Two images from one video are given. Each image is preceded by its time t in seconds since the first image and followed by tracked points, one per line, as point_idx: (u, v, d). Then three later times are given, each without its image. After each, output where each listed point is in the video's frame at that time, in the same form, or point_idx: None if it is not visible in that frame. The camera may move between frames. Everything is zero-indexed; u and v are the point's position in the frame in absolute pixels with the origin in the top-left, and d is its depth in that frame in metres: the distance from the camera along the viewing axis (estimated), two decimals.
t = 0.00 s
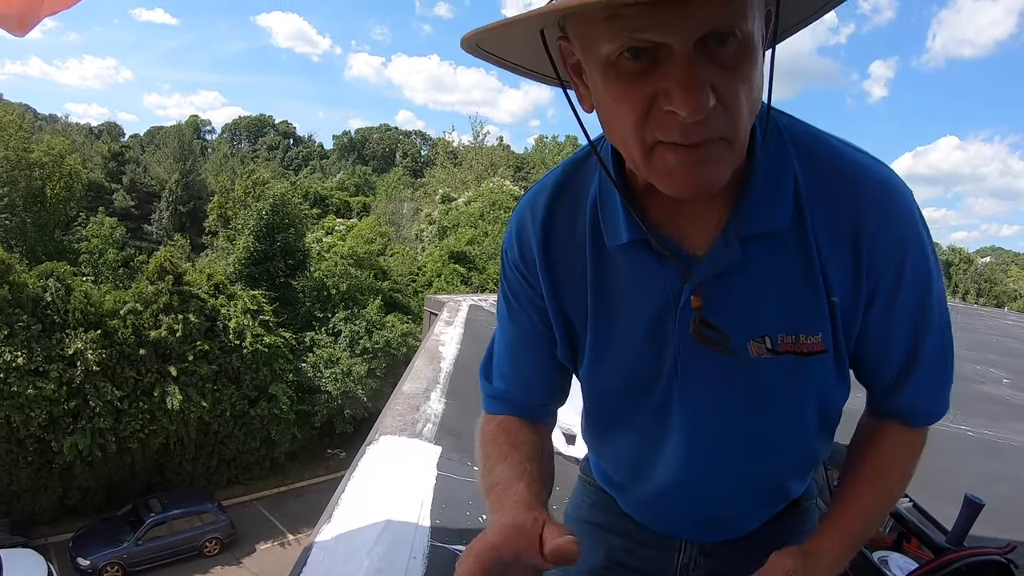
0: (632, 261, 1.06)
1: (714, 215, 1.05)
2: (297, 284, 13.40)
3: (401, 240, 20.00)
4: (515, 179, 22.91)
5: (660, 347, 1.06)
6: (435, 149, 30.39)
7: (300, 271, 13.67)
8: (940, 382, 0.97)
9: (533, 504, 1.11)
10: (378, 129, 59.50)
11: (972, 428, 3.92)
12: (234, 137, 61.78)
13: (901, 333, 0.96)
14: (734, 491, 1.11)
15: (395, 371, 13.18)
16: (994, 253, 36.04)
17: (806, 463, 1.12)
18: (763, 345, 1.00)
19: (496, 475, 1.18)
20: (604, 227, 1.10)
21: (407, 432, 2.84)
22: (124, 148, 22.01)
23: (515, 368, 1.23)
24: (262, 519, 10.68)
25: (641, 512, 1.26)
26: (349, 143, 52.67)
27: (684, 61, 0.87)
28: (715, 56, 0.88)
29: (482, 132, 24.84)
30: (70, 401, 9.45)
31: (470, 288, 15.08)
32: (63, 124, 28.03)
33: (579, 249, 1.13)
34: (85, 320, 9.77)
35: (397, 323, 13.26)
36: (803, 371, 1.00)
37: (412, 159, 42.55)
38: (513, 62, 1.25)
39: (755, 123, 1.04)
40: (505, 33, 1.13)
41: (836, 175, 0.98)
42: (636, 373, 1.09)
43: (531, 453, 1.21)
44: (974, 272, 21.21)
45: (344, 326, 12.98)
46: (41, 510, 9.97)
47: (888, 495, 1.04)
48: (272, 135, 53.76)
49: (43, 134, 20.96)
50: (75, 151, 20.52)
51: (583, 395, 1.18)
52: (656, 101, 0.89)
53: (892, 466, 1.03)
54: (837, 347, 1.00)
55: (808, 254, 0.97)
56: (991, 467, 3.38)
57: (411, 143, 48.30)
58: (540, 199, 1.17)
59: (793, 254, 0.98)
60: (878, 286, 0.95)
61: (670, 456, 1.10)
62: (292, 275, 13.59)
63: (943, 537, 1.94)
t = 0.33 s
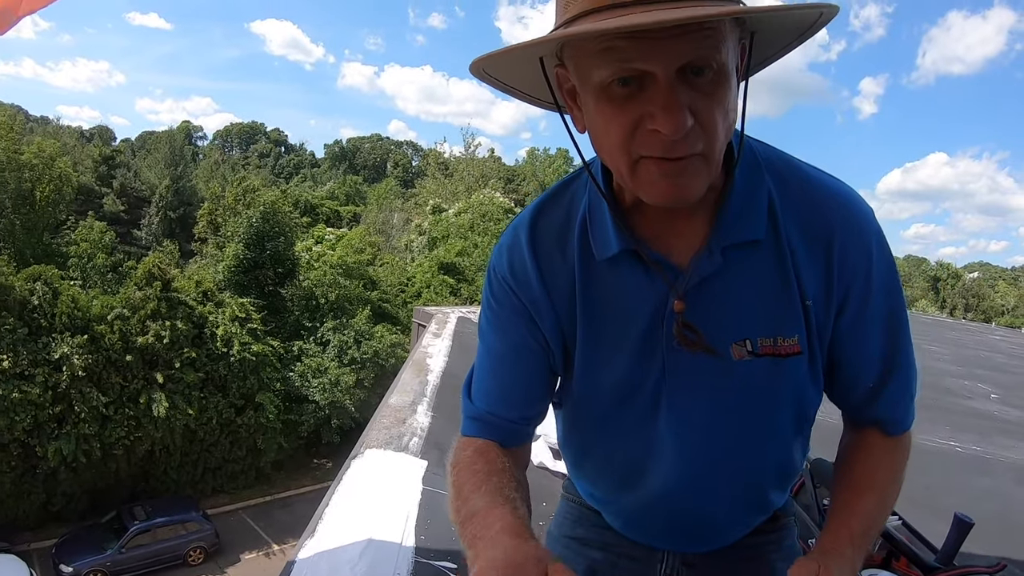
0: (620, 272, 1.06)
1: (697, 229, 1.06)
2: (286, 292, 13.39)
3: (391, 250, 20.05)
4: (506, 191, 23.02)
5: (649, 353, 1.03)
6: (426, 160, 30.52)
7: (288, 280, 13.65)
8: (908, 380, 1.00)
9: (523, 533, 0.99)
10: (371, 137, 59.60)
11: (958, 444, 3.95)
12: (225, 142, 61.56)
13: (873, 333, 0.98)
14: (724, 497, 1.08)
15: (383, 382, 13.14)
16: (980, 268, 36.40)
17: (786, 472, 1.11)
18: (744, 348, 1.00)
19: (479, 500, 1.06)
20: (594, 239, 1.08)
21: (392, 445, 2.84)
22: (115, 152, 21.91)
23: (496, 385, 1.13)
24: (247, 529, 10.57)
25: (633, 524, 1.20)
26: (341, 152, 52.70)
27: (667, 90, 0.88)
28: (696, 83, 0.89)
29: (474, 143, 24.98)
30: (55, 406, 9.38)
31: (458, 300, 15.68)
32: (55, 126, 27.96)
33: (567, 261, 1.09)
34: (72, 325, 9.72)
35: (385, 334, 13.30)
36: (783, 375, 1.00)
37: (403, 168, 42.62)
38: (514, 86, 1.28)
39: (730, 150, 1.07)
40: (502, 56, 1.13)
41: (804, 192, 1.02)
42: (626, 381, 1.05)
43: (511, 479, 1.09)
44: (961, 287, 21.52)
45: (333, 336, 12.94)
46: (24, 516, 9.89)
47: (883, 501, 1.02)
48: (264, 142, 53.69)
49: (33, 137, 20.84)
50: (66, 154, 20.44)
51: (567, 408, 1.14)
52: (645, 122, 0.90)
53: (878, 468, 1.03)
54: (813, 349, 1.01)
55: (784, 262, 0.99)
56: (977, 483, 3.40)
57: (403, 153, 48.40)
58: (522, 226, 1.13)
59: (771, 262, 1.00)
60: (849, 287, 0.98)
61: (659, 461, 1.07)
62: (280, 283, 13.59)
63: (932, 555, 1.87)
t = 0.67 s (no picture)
0: (599, 277, 1.07)
1: (669, 229, 1.06)
2: (274, 297, 13.41)
3: (380, 256, 20.05)
4: (497, 197, 23.07)
5: (627, 354, 1.03)
6: (417, 165, 30.57)
7: (277, 284, 13.64)
8: (883, 378, 0.96)
9: (482, 555, 1.07)
10: (362, 141, 59.59)
11: (945, 452, 3.97)
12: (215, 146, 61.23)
13: (846, 333, 0.94)
14: (704, 503, 1.03)
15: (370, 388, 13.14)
16: (965, 277, 36.75)
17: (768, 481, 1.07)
18: (718, 347, 0.98)
19: (458, 514, 1.14)
20: (575, 245, 1.10)
21: (377, 452, 2.84)
22: (105, 153, 21.77)
23: (489, 386, 1.18)
24: (233, 534, 10.50)
25: (618, 535, 1.13)
26: (332, 157, 52.62)
27: (635, 93, 0.89)
28: (664, 85, 0.90)
29: (464, 150, 25.04)
30: (41, 408, 9.30)
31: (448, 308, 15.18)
32: (44, 127, 27.77)
33: (548, 267, 1.12)
34: (59, 326, 9.65)
35: (373, 339, 13.37)
36: (757, 374, 0.98)
37: (394, 173, 42.58)
38: (503, 99, 1.29)
39: (701, 157, 1.08)
40: (494, 69, 1.17)
41: (772, 197, 1.02)
42: (603, 379, 1.05)
43: (491, 491, 1.17)
44: (949, 297, 21.86)
45: (321, 342, 12.92)
46: (9, 518, 9.85)
47: (863, 503, 0.98)
48: (254, 144, 53.42)
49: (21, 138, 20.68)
50: (55, 155, 20.31)
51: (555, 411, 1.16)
52: (615, 122, 0.91)
53: (855, 466, 0.99)
54: (786, 346, 0.98)
55: (754, 262, 0.98)
56: (963, 491, 3.41)
57: (393, 158, 48.37)
58: (515, 238, 1.17)
59: (741, 264, 0.99)
60: (819, 285, 0.95)
61: (638, 461, 1.05)
62: (269, 288, 13.59)
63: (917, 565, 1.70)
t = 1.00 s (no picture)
0: (575, 271, 1.08)
1: (645, 225, 1.07)
2: (265, 299, 13.20)
3: (372, 258, 20.01)
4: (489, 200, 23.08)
5: (601, 344, 1.04)
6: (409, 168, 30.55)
7: (268, 286, 13.47)
8: (865, 364, 0.92)
9: (467, 519, 1.19)
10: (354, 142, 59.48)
11: (932, 456, 3.99)
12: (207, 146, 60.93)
13: (816, 317, 0.92)
14: (678, 491, 1.02)
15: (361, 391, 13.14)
16: (954, 282, 37.04)
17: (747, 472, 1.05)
18: (689, 332, 0.98)
19: (452, 475, 1.26)
20: (554, 238, 1.12)
21: (364, 452, 2.85)
22: (96, 152, 21.61)
23: (485, 370, 1.27)
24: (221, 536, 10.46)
25: (598, 525, 1.12)
26: (324, 159, 52.51)
27: (627, 106, 0.90)
28: (652, 98, 0.91)
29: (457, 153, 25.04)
30: (30, 408, 9.24)
31: (438, 309, 15.53)
32: (35, 125, 27.59)
33: (531, 265, 1.16)
34: (49, 326, 9.60)
35: (363, 342, 13.40)
36: (727, 361, 0.96)
37: (386, 175, 42.45)
38: (482, 110, 1.29)
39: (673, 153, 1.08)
40: (483, 90, 1.19)
41: (740, 189, 1.02)
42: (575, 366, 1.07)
43: (482, 457, 1.27)
44: (939, 302, 22.06)
45: (311, 343, 12.88)
46: None
47: (856, 491, 0.91)
48: (246, 144, 53.14)
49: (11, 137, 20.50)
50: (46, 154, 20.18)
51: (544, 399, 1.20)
52: (609, 133, 0.91)
53: (843, 456, 0.92)
54: (759, 332, 0.96)
55: (724, 251, 0.98)
56: (949, 494, 3.43)
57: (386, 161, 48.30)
58: (504, 237, 1.21)
59: (712, 253, 0.99)
60: (787, 274, 0.93)
61: (612, 445, 1.05)
62: (260, 289, 13.43)
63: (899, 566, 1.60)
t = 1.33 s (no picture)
0: (557, 268, 1.09)
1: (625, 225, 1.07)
2: (257, 300, 13.22)
3: (364, 260, 19.97)
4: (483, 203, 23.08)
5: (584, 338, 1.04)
6: (402, 170, 30.49)
7: (260, 287, 13.48)
8: (839, 354, 0.93)
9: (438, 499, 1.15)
10: (349, 143, 59.37)
11: (921, 459, 4.01)
12: (200, 146, 60.62)
13: (790, 311, 0.93)
14: (661, 480, 1.03)
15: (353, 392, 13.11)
16: (944, 288, 37.26)
17: (728, 468, 1.06)
18: (670, 324, 0.99)
19: (421, 465, 1.22)
20: (539, 238, 1.13)
21: (354, 453, 2.87)
22: (88, 152, 21.47)
23: (468, 376, 1.27)
24: (212, 538, 10.41)
25: (586, 520, 1.13)
26: (318, 160, 52.37)
27: (588, 124, 0.91)
28: (615, 114, 0.91)
29: (451, 155, 25.02)
30: (20, 408, 9.20)
31: (429, 311, 15.47)
32: (27, 123, 27.44)
33: (517, 264, 1.16)
34: (40, 326, 9.55)
35: (355, 343, 13.31)
36: (705, 354, 0.97)
37: (379, 177, 42.26)
38: (470, 109, 1.30)
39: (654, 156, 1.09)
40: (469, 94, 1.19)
41: (715, 191, 1.03)
42: (559, 361, 1.08)
43: (458, 455, 1.23)
44: (930, 307, 22.30)
45: (303, 344, 12.87)
46: None
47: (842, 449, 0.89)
48: (239, 145, 52.90)
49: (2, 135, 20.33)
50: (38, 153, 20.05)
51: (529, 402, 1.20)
52: (571, 149, 0.93)
53: (815, 437, 0.90)
54: (736, 327, 0.97)
55: (702, 248, 0.99)
56: (937, 497, 3.46)
57: (379, 162, 48.23)
58: (493, 236, 1.21)
59: (691, 251, 1.00)
60: (763, 267, 0.95)
61: (598, 440, 1.06)
62: (252, 290, 13.41)
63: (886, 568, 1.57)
